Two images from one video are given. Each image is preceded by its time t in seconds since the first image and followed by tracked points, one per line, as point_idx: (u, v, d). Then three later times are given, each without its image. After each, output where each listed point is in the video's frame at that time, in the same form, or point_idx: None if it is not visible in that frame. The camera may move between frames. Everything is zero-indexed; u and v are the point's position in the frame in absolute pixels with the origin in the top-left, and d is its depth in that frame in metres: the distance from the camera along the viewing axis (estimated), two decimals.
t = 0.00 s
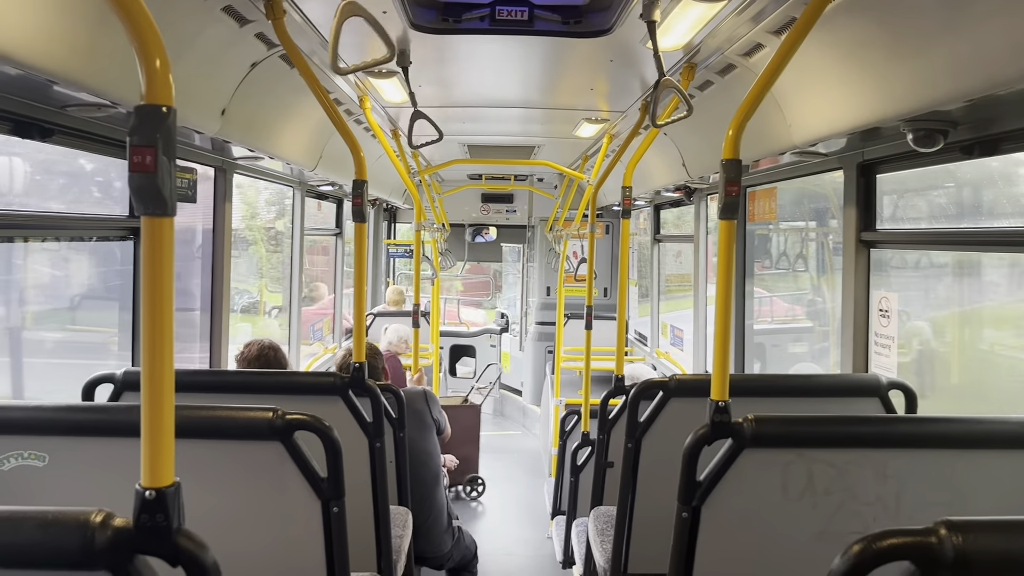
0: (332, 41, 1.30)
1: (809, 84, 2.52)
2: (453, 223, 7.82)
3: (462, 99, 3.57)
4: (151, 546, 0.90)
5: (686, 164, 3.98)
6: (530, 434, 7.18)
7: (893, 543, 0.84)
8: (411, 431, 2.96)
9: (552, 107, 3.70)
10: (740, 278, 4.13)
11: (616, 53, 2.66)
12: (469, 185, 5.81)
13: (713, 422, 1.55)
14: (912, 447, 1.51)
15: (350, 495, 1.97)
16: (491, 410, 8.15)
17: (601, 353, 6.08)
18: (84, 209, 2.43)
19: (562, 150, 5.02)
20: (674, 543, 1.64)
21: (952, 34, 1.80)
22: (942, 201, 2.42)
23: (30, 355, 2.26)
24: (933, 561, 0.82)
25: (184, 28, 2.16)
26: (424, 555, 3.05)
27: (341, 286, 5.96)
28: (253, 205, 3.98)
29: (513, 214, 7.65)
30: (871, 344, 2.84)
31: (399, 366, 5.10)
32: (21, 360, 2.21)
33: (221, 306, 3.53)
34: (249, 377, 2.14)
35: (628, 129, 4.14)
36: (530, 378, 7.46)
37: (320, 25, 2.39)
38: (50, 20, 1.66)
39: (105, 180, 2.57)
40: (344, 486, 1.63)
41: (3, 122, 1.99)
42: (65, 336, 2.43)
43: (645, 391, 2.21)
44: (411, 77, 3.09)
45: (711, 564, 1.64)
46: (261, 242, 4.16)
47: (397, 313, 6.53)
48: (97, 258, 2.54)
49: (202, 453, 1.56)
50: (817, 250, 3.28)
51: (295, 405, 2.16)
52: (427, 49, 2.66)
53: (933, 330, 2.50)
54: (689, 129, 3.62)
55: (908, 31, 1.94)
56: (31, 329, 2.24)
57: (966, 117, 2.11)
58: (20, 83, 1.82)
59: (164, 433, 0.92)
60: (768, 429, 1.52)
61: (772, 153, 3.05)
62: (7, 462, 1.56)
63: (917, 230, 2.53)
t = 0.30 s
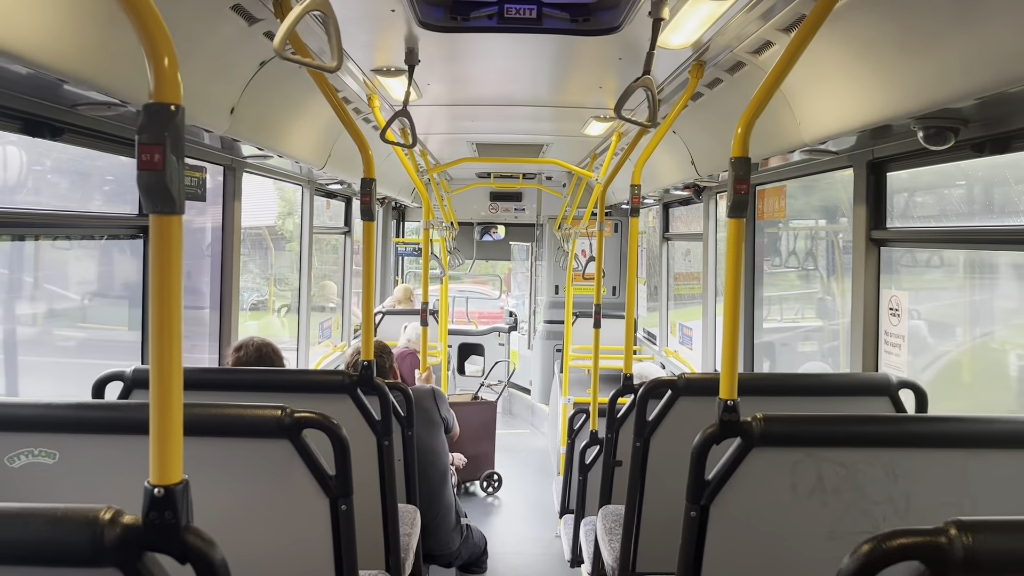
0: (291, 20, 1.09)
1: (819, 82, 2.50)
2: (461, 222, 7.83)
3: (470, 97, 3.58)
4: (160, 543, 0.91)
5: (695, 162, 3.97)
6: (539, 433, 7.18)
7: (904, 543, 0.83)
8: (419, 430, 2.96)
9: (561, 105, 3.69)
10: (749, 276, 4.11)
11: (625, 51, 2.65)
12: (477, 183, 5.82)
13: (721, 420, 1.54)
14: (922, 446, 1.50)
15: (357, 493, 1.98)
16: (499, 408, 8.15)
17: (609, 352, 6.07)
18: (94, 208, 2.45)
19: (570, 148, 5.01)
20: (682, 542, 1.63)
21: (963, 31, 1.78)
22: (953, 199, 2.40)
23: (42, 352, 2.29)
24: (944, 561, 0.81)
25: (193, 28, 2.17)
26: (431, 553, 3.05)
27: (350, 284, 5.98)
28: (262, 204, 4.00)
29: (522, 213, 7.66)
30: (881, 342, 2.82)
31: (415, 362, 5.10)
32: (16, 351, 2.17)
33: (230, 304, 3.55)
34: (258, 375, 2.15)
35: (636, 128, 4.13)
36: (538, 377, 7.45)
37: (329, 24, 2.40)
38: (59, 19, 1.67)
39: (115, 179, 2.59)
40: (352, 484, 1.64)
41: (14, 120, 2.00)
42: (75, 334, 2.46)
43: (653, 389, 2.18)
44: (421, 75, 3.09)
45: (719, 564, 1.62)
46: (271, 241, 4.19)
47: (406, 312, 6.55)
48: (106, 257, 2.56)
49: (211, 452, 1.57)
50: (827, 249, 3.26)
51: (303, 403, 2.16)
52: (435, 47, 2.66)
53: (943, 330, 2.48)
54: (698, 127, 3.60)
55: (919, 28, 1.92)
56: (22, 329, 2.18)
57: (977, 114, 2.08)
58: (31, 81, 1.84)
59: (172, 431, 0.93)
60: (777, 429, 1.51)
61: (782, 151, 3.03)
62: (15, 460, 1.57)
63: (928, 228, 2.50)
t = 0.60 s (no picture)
0: (354, 28, 1.17)
1: (836, 81, 2.47)
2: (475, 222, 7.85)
3: (484, 97, 3.58)
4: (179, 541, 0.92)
5: (710, 162, 3.94)
6: (552, 433, 7.17)
7: (924, 546, 0.82)
8: (432, 429, 2.97)
9: (575, 105, 3.69)
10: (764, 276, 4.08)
11: (640, 50, 2.65)
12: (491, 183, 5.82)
13: (737, 422, 1.53)
14: (940, 448, 1.49)
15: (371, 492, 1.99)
16: (512, 408, 8.15)
17: (623, 352, 6.06)
18: (111, 207, 2.48)
19: (584, 148, 5.00)
20: (698, 543, 1.62)
21: (983, 29, 1.76)
22: (972, 198, 2.37)
23: (60, 351, 2.32)
24: (965, 564, 0.80)
25: (210, 29, 2.19)
26: (444, 552, 3.06)
27: (364, 284, 6.01)
28: (277, 204, 4.03)
29: (535, 213, 7.67)
30: (898, 343, 2.79)
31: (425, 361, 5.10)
32: (15, 356, 2.09)
33: (245, 302, 3.58)
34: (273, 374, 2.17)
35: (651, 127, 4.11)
36: (551, 376, 7.44)
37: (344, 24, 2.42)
38: (78, 20, 1.69)
39: (132, 179, 2.62)
40: (368, 483, 1.65)
41: (34, 121, 2.04)
42: (93, 333, 2.49)
43: (668, 390, 2.18)
44: (435, 75, 3.10)
45: (734, 566, 1.61)
46: (286, 240, 4.22)
47: (419, 311, 6.57)
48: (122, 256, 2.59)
49: (227, 450, 1.59)
50: (842, 249, 3.22)
51: (318, 402, 2.18)
52: (449, 47, 2.67)
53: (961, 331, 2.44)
54: (713, 126, 3.58)
55: (939, 26, 1.90)
56: (20, 334, 2.11)
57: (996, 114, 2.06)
58: (50, 82, 1.86)
59: (192, 430, 0.94)
60: (794, 429, 1.50)
61: (798, 151, 3.00)
62: (36, 457, 1.60)
63: (946, 228, 2.47)
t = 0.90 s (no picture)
0: (367, 32, 1.35)
1: (853, 80, 2.46)
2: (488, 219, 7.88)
3: (498, 95, 3.59)
4: (204, 533, 0.93)
5: (724, 160, 3.93)
6: (563, 430, 7.18)
7: (943, 543, 0.82)
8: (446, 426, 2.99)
9: (589, 103, 3.68)
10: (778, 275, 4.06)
11: (655, 48, 2.64)
12: (504, 181, 5.83)
13: (753, 420, 1.52)
14: (956, 447, 1.48)
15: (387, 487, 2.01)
16: (524, 405, 8.17)
17: (636, 350, 6.05)
18: (129, 204, 2.52)
19: (597, 146, 5.00)
20: (713, 541, 1.62)
21: (1003, 27, 1.74)
22: (989, 197, 2.35)
23: (79, 345, 2.36)
24: (984, 562, 0.80)
25: (229, 27, 2.22)
26: (457, 548, 3.08)
27: (378, 281, 6.05)
28: (292, 201, 4.06)
29: (548, 210, 7.70)
30: (914, 343, 2.77)
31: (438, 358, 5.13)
32: (15, 348, 2.08)
33: (260, 299, 3.61)
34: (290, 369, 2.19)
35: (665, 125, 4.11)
36: (563, 374, 7.44)
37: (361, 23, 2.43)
38: (100, 19, 1.72)
39: (151, 176, 2.66)
40: (385, 479, 1.67)
41: (55, 118, 2.08)
42: (111, 328, 2.53)
43: (683, 388, 2.18)
44: (450, 73, 3.11)
45: (749, 565, 1.61)
46: (300, 237, 4.26)
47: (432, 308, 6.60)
48: (140, 251, 2.63)
49: (247, 443, 1.61)
50: (857, 248, 3.20)
51: (335, 398, 2.20)
52: (465, 45, 2.68)
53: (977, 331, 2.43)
54: (727, 124, 3.57)
55: (957, 25, 1.88)
56: (21, 326, 2.08)
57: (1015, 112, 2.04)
58: (72, 80, 1.89)
59: (217, 425, 0.96)
60: (810, 427, 1.50)
61: (814, 150, 2.99)
62: (58, 451, 1.62)
63: (963, 227, 2.45)
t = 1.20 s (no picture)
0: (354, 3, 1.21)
1: (862, 78, 2.44)
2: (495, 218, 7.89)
3: (505, 93, 3.59)
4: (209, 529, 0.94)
5: (732, 158, 3.92)
6: (570, 429, 7.18)
7: (950, 543, 0.82)
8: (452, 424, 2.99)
9: (597, 101, 3.68)
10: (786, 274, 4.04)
11: (663, 46, 2.63)
12: (511, 179, 5.83)
13: (760, 418, 1.52)
14: (964, 446, 1.47)
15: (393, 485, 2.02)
16: (530, 404, 8.16)
17: (642, 349, 6.04)
18: (138, 202, 2.53)
19: (605, 144, 4.99)
20: (719, 540, 1.62)
21: (1013, 24, 1.73)
22: (998, 196, 2.33)
23: (88, 342, 2.39)
24: (991, 561, 0.80)
25: (237, 25, 2.23)
26: (463, 546, 3.08)
27: (385, 279, 6.07)
28: (299, 200, 4.08)
29: (555, 209, 7.72)
30: (922, 343, 2.75)
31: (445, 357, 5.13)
32: (24, 345, 2.09)
33: (268, 297, 3.63)
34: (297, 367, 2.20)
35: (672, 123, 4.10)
36: (569, 373, 7.43)
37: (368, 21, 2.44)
38: (109, 17, 1.73)
39: (159, 174, 2.67)
40: (390, 476, 1.67)
41: (63, 116, 2.10)
42: (119, 325, 2.55)
43: (689, 387, 2.18)
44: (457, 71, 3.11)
45: (755, 564, 1.61)
46: (308, 236, 4.28)
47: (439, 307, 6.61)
48: (148, 249, 2.64)
49: (254, 440, 1.62)
50: (865, 247, 3.18)
51: (342, 395, 2.21)
52: (472, 43, 2.68)
53: (986, 330, 2.41)
54: (735, 123, 3.55)
55: (966, 23, 1.87)
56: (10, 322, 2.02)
57: None
58: (81, 78, 1.91)
59: (223, 422, 0.97)
60: (817, 427, 1.49)
61: (822, 148, 2.97)
62: (67, 447, 1.64)
63: (972, 226, 2.43)
